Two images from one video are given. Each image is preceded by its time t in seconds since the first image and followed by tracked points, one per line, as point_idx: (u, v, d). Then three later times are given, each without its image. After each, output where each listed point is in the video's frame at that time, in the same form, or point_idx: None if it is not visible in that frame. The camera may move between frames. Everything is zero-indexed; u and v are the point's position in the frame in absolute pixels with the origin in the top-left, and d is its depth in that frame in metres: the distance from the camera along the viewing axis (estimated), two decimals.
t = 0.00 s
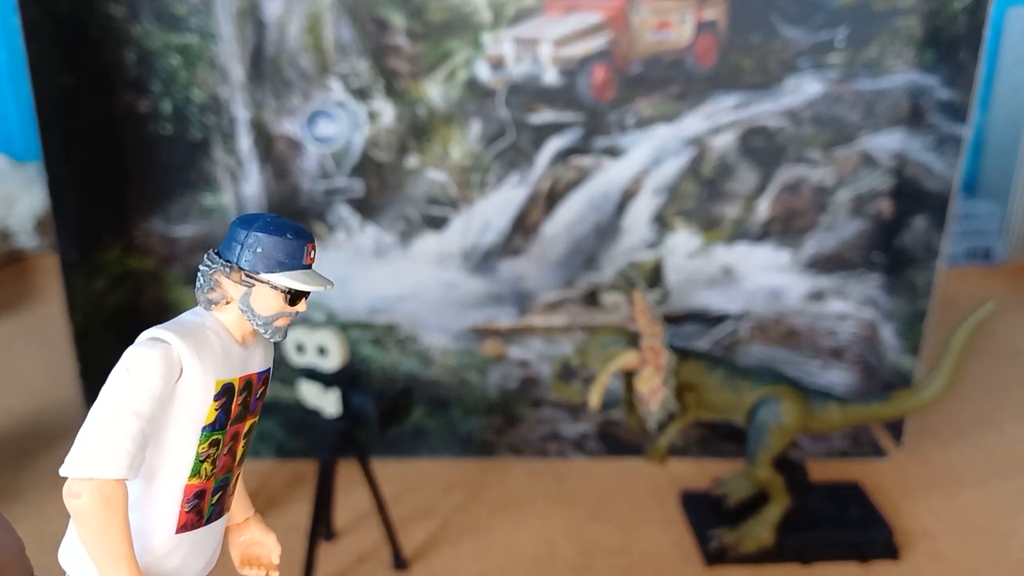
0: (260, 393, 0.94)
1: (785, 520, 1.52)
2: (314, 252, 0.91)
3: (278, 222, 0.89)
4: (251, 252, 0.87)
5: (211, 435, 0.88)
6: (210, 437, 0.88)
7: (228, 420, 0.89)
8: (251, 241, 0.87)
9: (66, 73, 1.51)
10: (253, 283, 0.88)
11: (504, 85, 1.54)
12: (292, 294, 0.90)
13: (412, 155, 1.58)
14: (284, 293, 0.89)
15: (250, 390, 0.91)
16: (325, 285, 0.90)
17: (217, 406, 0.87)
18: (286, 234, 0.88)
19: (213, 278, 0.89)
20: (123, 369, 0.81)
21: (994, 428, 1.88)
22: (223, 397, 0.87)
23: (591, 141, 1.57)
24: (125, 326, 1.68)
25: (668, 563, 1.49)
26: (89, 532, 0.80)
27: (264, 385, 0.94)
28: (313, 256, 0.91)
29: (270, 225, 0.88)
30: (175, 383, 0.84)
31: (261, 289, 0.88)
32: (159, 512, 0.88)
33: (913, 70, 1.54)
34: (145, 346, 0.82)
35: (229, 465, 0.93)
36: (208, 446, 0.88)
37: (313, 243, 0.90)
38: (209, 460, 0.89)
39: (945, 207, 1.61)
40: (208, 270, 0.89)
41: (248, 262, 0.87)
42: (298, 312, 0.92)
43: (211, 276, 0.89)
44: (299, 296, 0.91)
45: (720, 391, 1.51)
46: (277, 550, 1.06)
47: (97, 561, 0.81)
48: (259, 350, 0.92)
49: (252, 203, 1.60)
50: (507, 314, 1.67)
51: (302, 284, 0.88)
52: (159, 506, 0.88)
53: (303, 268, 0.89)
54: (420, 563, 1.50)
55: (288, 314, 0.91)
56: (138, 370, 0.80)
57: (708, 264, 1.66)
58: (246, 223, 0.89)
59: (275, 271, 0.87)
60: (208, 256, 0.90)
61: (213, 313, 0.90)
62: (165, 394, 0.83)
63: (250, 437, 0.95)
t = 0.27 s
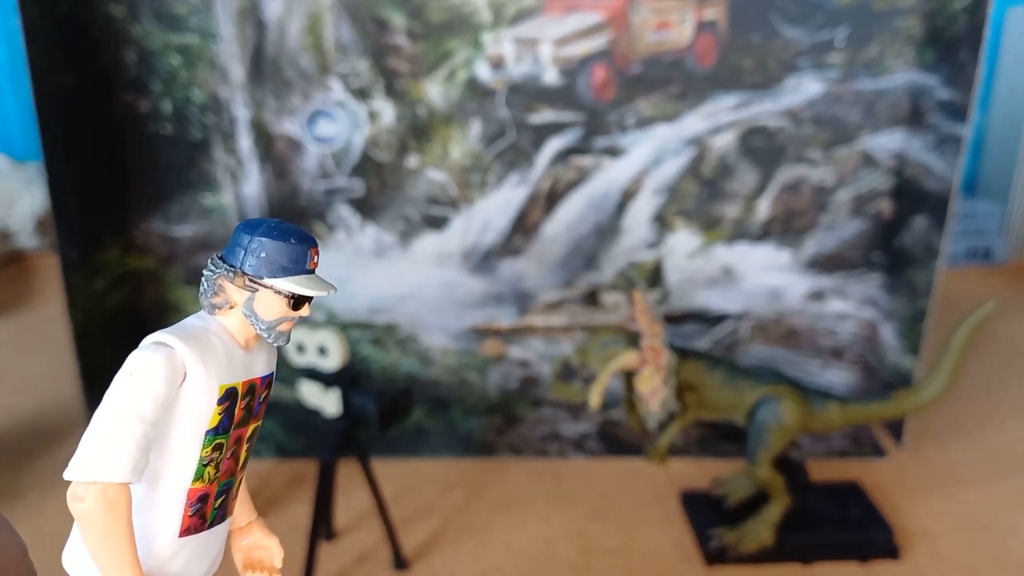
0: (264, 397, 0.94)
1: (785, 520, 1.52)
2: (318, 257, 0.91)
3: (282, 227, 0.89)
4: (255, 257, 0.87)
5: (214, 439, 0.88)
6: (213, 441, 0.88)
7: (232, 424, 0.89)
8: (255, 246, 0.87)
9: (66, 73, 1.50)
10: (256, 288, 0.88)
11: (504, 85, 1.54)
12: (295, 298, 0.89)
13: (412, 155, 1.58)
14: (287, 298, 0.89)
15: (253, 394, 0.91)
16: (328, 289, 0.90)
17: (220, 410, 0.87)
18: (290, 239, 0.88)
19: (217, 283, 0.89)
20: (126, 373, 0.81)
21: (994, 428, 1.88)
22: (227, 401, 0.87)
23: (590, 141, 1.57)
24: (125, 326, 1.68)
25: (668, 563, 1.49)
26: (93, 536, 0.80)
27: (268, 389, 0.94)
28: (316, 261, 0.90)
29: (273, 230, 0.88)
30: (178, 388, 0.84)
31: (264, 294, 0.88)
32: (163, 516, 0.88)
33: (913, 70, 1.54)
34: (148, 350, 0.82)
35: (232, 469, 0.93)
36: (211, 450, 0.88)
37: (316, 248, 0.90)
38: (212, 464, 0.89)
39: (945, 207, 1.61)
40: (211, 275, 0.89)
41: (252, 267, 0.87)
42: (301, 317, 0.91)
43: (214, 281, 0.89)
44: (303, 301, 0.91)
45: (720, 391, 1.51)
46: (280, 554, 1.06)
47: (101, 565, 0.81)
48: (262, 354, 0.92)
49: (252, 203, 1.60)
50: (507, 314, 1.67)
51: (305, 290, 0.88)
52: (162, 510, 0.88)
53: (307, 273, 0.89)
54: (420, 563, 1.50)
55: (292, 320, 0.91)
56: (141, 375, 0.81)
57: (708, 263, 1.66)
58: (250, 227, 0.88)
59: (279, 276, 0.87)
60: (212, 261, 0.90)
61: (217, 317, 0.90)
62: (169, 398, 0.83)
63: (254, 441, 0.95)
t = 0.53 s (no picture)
0: (260, 395, 0.93)
1: (785, 520, 1.52)
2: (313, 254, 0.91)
3: (277, 225, 0.89)
4: (251, 254, 0.87)
5: (211, 437, 0.88)
6: (210, 439, 0.88)
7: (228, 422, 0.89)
8: (250, 244, 0.87)
9: (66, 73, 1.50)
10: (252, 285, 0.88)
11: (504, 85, 1.54)
12: (291, 295, 0.90)
13: (412, 155, 1.58)
14: (283, 295, 0.89)
15: (250, 392, 0.91)
16: (324, 287, 0.90)
17: (216, 408, 0.87)
18: (286, 236, 0.88)
19: (213, 281, 0.89)
20: (122, 371, 0.81)
21: (994, 427, 1.88)
22: (223, 399, 0.87)
23: (591, 141, 1.57)
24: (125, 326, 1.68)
25: (668, 563, 1.49)
26: (90, 534, 0.80)
27: (264, 387, 0.94)
28: (312, 259, 0.90)
29: (269, 228, 0.88)
30: (175, 386, 0.84)
31: (260, 291, 0.88)
32: (159, 514, 0.88)
33: (913, 70, 1.54)
34: (144, 348, 0.82)
35: (229, 467, 0.92)
36: (208, 448, 0.88)
37: (312, 245, 0.90)
38: (209, 462, 0.89)
39: (945, 207, 1.61)
40: (207, 273, 0.89)
41: (248, 264, 0.87)
42: (297, 314, 0.91)
43: (210, 278, 0.89)
44: (298, 298, 0.91)
45: (720, 391, 1.51)
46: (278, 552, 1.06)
47: (97, 563, 0.81)
48: (258, 351, 0.92)
49: (252, 204, 1.60)
50: (507, 314, 1.67)
51: (301, 287, 0.88)
52: (159, 508, 0.88)
53: (303, 270, 0.89)
54: (420, 563, 1.50)
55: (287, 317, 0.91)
56: (137, 373, 0.81)
57: (708, 263, 1.66)
58: (245, 226, 0.89)
59: (274, 273, 0.87)
60: (208, 259, 0.90)
61: (212, 315, 0.90)
62: (165, 397, 0.83)
63: (250, 438, 0.95)
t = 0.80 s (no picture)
0: (261, 395, 0.94)
1: (785, 520, 1.52)
2: (314, 254, 0.91)
3: (278, 225, 0.89)
4: (251, 254, 0.87)
5: (212, 438, 0.88)
6: (211, 439, 0.88)
7: (230, 423, 0.89)
8: (251, 244, 0.87)
9: (66, 73, 1.50)
10: (253, 286, 0.88)
11: (504, 85, 1.54)
12: (292, 296, 0.90)
13: (412, 155, 1.58)
14: (284, 296, 0.89)
15: (251, 393, 0.91)
16: (325, 287, 0.90)
17: (218, 409, 0.87)
18: (286, 236, 0.88)
19: (214, 281, 0.89)
20: (123, 371, 0.81)
21: (994, 427, 1.88)
22: (224, 399, 0.87)
23: (590, 140, 1.57)
24: (125, 327, 1.68)
25: (668, 563, 1.49)
26: (91, 535, 0.80)
27: (266, 388, 0.94)
28: (313, 258, 0.90)
29: (269, 228, 0.88)
30: (176, 387, 0.84)
31: (261, 292, 0.88)
32: (160, 515, 0.88)
33: (913, 70, 1.54)
34: (145, 348, 0.83)
35: (230, 468, 0.93)
36: (209, 449, 0.88)
37: (313, 245, 0.90)
38: (210, 463, 0.89)
39: (945, 207, 1.61)
40: (208, 273, 0.89)
41: (248, 265, 0.87)
42: (298, 315, 0.92)
43: (211, 279, 0.89)
44: (299, 298, 0.91)
45: (720, 391, 1.51)
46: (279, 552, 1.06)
47: (99, 564, 0.81)
48: (259, 351, 0.92)
49: (252, 204, 1.60)
50: (507, 314, 1.67)
51: (302, 287, 0.88)
52: (160, 508, 0.88)
53: (304, 270, 0.89)
54: (420, 563, 1.50)
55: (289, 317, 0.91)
56: (138, 374, 0.81)
57: (707, 263, 1.66)
58: (246, 226, 0.89)
59: (275, 274, 0.87)
60: (209, 259, 0.90)
61: (213, 315, 0.90)
62: (166, 397, 0.83)
63: (252, 439, 0.95)
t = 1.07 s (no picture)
0: (261, 397, 0.93)
1: (785, 519, 1.52)
2: (314, 257, 0.91)
3: (278, 227, 0.89)
4: (252, 257, 0.87)
5: (212, 440, 0.87)
6: (211, 441, 0.88)
7: (230, 424, 0.89)
8: (251, 246, 0.87)
9: (66, 73, 1.50)
10: (253, 288, 0.88)
11: (504, 85, 1.54)
12: (292, 299, 0.90)
13: (412, 155, 1.58)
14: (284, 298, 0.89)
15: (251, 395, 0.91)
16: (325, 289, 0.90)
17: (218, 411, 0.87)
18: (287, 239, 0.88)
19: (214, 283, 0.89)
20: (124, 374, 0.81)
21: (994, 427, 1.88)
22: (224, 401, 0.87)
23: (590, 140, 1.57)
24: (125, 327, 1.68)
25: (668, 563, 1.49)
26: (92, 537, 0.80)
27: (265, 389, 0.94)
28: (313, 261, 0.90)
29: (270, 230, 0.88)
30: (176, 389, 0.84)
31: (261, 294, 0.88)
32: (161, 516, 0.88)
33: (912, 70, 1.54)
34: (146, 350, 0.82)
35: (230, 469, 0.92)
36: (209, 451, 0.88)
37: (313, 248, 0.90)
38: (211, 465, 0.89)
39: (945, 207, 1.61)
40: (209, 275, 0.89)
41: (249, 267, 0.87)
42: (298, 317, 0.92)
43: (211, 281, 0.89)
44: (299, 301, 0.91)
45: (720, 391, 1.51)
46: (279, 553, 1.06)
47: (99, 566, 0.81)
48: (260, 353, 0.92)
49: (252, 204, 1.60)
50: (507, 314, 1.67)
51: (302, 290, 0.88)
52: (160, 511, 0.88)
53: (304, 273, 0.89)
54: (420, 563, 1.50)
55: (289, 320, 0.91)
56: (139, 376, 0.81)
57: (707, 263, 1.66)
58: (246, 228, 0.89)
59: (275, 276, 0.87)
60: (209, 261, 0.90)
61: (213, 318, 0.90)
62: (167, 400, 0.83)
63: (252, 440, 0.95)
